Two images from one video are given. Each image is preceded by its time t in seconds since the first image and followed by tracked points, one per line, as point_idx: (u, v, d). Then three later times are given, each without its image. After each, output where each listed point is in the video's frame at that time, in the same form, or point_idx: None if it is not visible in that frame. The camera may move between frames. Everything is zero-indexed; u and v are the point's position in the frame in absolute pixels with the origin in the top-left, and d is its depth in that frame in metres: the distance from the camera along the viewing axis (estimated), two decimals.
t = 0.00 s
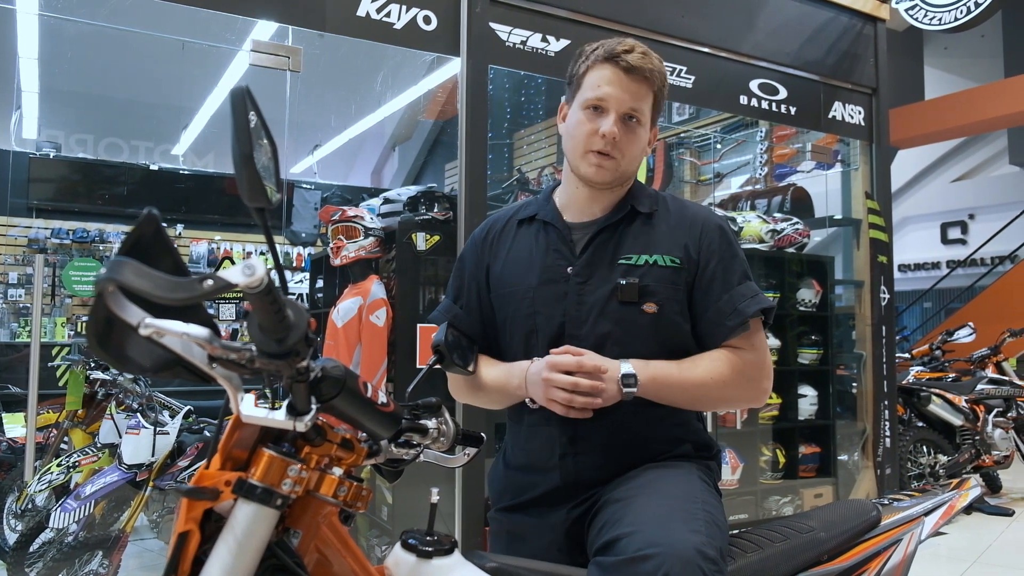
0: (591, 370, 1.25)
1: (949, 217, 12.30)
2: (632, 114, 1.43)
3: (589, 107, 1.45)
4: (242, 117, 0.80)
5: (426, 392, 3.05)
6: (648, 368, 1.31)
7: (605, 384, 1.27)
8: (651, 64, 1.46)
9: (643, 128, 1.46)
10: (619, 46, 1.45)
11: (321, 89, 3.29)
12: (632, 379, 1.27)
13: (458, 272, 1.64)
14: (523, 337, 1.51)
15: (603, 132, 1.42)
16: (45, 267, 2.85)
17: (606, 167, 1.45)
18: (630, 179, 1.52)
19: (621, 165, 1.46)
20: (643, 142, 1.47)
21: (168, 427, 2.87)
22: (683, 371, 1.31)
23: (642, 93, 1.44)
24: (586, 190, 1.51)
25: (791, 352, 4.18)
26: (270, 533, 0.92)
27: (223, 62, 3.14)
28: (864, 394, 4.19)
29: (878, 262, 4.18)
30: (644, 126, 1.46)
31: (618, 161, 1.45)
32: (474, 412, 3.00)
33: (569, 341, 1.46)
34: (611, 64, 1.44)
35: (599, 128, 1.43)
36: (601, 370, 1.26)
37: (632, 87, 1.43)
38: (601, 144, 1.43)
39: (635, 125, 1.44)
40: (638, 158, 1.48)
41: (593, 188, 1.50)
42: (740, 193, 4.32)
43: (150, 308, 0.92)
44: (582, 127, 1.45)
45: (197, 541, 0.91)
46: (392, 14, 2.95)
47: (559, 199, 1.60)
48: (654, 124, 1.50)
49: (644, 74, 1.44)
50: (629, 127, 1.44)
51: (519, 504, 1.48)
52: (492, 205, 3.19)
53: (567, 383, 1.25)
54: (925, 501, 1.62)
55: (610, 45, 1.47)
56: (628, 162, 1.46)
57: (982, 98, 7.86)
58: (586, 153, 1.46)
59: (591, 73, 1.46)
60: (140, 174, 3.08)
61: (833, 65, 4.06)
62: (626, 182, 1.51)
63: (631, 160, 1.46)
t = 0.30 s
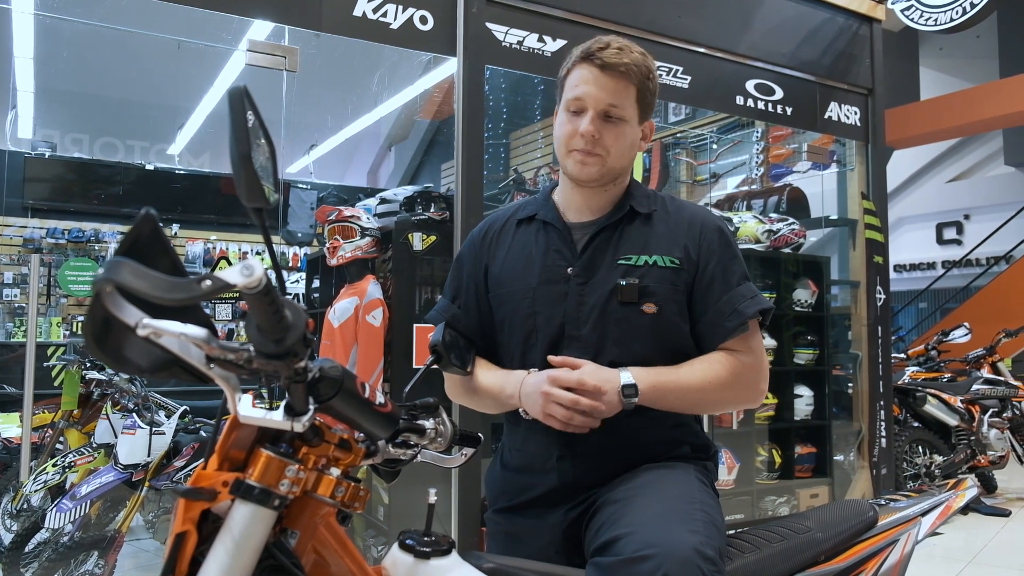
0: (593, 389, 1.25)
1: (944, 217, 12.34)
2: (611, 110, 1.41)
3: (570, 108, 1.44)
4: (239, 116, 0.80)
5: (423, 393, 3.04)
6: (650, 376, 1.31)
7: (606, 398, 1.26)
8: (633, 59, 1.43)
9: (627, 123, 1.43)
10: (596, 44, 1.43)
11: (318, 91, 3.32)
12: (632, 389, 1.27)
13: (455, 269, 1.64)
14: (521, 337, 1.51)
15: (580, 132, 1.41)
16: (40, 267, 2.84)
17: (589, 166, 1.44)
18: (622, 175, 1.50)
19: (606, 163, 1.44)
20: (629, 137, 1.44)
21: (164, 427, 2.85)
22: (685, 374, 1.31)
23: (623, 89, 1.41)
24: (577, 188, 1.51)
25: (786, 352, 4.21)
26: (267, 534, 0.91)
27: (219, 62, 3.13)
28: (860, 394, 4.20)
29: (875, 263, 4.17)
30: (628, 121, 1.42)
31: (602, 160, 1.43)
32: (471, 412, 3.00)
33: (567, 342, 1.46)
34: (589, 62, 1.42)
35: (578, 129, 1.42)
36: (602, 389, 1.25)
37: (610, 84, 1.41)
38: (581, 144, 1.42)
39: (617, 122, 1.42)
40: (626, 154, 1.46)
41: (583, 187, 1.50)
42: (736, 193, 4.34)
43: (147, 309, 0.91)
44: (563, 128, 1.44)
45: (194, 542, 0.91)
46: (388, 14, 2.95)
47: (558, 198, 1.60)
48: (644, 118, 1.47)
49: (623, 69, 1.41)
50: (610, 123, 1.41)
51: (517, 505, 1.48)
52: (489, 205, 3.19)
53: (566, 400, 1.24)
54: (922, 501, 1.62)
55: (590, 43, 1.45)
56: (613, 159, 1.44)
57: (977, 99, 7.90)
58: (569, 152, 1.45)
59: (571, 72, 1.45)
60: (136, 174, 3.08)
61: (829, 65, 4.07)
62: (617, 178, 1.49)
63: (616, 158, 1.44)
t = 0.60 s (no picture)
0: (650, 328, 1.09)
1: (942, 217, 12.36)
2: (564, 114, 1.37)
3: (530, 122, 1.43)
4: (239, 115, 0.80)
5: (421, 394, 3.04)
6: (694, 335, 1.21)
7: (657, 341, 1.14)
8: (579, 57, 1.38)
9: (585, 122, 1.38)
10: (538, 55, 1.41)
11: (314, 92, 3.32)
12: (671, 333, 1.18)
13: (457, 277, 1.66)
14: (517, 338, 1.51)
15: (541, 144, 1.40)
16: (38, 267, 2.82)
17: (561, 174, 1.42)
18: (603, 171, 1.46)
19: (577, 166, 1.41)
20: (593, 134, 1.39)
21: (161, 427, 2.84)
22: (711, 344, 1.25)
23: (574, 89, 1.37)
24: (564, 194, 1.49)
25: (784, 352, 4.21)
26: (265, 535, 0.91)
27: (217, 61, 3.12)
28: (858, 394, 4.21)
29: (873, 263, 4.22)
30: (585, 120, 1.38)
31: (570, 164, 1.40)
32: (468, 413, 2.99)
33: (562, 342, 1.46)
34: (535, 73, 1.41)
35: (539, 141, 1.41)
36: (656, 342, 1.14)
37: (559, 88, 1.37)
38: (546, 154, 1.40)
39: (574, 124, 1.38)
40: (596, 152, 1.41)
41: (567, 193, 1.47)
42: (733, 193, 4.36)
43: (144, 308, 0.91)
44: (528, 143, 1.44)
45: (191, 543, 0.91)
46: (386, 14, 2.94)
47: (552, 199, 1.60)
48: (610, 109, 1.41)
49: (566, 71, 1.37)
50: (567, 126, 1.38)
51: (514, 505, 1.48)
52: (487, 205, 3.19)
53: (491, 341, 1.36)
54: (923, 502, 1.62)
55: (537, 53, 1.44)
56: (581, 161, 1.40)
57: (976, 99, 7.90)
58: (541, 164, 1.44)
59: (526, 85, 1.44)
60: (133, 174, 3.07)
61: (827, 65, 4.07)
62: (596, 176, 1.44)
63: (584, 158, 1.40)
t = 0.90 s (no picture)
0: (651, 300, 1.13)
1: (942, 217, 12.36)
2: (540, 122, 1.37)
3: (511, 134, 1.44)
4: (238, 115, 0.80)
5: (420, 394, 3.04)
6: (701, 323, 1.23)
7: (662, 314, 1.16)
8: (546, 64, 1.37)
9: (561, 127, 1.38)
10: (507, 68, 1.42)
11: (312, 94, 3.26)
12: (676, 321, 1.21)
13: (461, 284, 1.68)
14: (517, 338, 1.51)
15: (523, 155, 1.40)
16: (37, 267, 2.82)
17: (548, 182, 1.42)
18: (591, 170, 1.46)
19: (562, 172, 1.41)
20: (571, 137, 1.39)
21: (160, 427, 2.86)
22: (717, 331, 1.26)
23: (546, 96, 1.37)
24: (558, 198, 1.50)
25: (784, 352, 4.20)
26: (263, 537, 0.91)
27: (215, 62, 3.12)
28: (858, 395, 4.22)
29: (873, 263, 4.25)
30: (560, 125, 1.37)
31: (554, 170, 1.40)
32: (468, 413, 2.99)
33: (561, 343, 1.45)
34: (507, 86, 1.41)
35: (521, 152, 1.42)
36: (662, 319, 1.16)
37: (531, 97, 1.37)
38: (530, 165, 1.41)
39: (551, 130, 1.38)
40: (578, 155, 1.41)
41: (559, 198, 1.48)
42: (732, 193, 4.28)
43: (141, 308, 0.90)
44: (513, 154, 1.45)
45: (189, 544, 0.91)
46: (385, 14, 2.95)
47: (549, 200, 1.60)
48: (586, 109, 1.40)
49: (535, 80, 1.37)
50: (545, 134, 1.38)
51: (514, 505, 1.48)
52: (486, 205, 3.18)
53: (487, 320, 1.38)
54: (925, 504, 1.62)
55: (509, 64, 1.44)
56: (565, 166, 1.40)
57: (976, 98, 7.89)
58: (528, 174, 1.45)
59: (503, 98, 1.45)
60: (132, 176, 3.08)
61: (826, 65, 4.07)
62: (584, 178, 1.44)
63: (568, 163, 1.40)
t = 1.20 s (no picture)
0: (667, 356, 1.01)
1: (941, 217, 12.36)
2: (546, 120, 1.38)
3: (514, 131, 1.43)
4: (233, 114, 0.79)
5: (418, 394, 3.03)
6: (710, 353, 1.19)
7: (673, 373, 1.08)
8: (550, 61, 1.38)
9: (567, 125, 1.39)
10: (510, 65, 1.41)
11: (311, 96, 3.16)
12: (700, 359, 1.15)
13: (460, 286, 1.68)
14: (515, 339, 1.51)
15: (528, 152, 1.40)
16: (36, 267, 2.82)
17: (552, 179, 1.43)
18: (593, 169, 1.47)
19: (567, 169, 1.42)
20: (576, 134, 1.40)
21: (159, 427, 2.86)
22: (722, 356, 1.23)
23: (551, 93, 1.38)
24: (557, 197, 1.50)
25: (783, 352, 4.20)
26: (259, 537, 0.90)
27: (214, 63, 3.13)
28: (856, 394, 4.22)
29: (871, 263, 4.25)
30: (566, 123, 1.38)
31: (559, 168, 1.41)
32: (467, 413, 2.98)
33: (559, 343, 1.44)
34: (510, 83, 1.41)
35: (526, 150, 1.41)
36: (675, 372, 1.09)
37: (536, 95, 1.38)
38: (534, 162, 1.41)
39: (557, 127, 1.38)
40: (583, 153, 1.42)
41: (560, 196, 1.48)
42: (732, 193, 4.23)
43: (136, 308, 0.90)
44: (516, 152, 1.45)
45: (184, 545, 0.90)
46: (384, 13, 2.95)
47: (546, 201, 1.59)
48: (589, 107, 1.41)
49: (540, 77, 1.37)
50: (550, 132, 1.39)
51: (513, 505, 1.48)
52: (485, 205, 3.18)
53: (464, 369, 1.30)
54: (924, 505, 1.61)
55: (509, 62, 1.43)
56: (570, 163, 1.41)
57: (975, 98, 7.89)
58: (530, 172, 1.45)
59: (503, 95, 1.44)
60: (132, 174, 3.08)
61: (825, 64, 4.07)
62: (586, 176, 1.45)
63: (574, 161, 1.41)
